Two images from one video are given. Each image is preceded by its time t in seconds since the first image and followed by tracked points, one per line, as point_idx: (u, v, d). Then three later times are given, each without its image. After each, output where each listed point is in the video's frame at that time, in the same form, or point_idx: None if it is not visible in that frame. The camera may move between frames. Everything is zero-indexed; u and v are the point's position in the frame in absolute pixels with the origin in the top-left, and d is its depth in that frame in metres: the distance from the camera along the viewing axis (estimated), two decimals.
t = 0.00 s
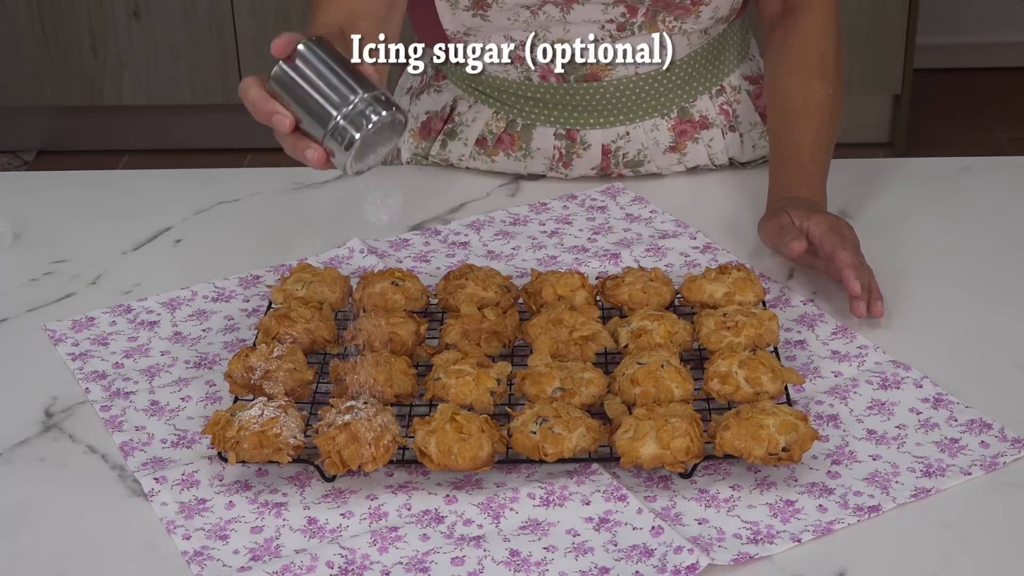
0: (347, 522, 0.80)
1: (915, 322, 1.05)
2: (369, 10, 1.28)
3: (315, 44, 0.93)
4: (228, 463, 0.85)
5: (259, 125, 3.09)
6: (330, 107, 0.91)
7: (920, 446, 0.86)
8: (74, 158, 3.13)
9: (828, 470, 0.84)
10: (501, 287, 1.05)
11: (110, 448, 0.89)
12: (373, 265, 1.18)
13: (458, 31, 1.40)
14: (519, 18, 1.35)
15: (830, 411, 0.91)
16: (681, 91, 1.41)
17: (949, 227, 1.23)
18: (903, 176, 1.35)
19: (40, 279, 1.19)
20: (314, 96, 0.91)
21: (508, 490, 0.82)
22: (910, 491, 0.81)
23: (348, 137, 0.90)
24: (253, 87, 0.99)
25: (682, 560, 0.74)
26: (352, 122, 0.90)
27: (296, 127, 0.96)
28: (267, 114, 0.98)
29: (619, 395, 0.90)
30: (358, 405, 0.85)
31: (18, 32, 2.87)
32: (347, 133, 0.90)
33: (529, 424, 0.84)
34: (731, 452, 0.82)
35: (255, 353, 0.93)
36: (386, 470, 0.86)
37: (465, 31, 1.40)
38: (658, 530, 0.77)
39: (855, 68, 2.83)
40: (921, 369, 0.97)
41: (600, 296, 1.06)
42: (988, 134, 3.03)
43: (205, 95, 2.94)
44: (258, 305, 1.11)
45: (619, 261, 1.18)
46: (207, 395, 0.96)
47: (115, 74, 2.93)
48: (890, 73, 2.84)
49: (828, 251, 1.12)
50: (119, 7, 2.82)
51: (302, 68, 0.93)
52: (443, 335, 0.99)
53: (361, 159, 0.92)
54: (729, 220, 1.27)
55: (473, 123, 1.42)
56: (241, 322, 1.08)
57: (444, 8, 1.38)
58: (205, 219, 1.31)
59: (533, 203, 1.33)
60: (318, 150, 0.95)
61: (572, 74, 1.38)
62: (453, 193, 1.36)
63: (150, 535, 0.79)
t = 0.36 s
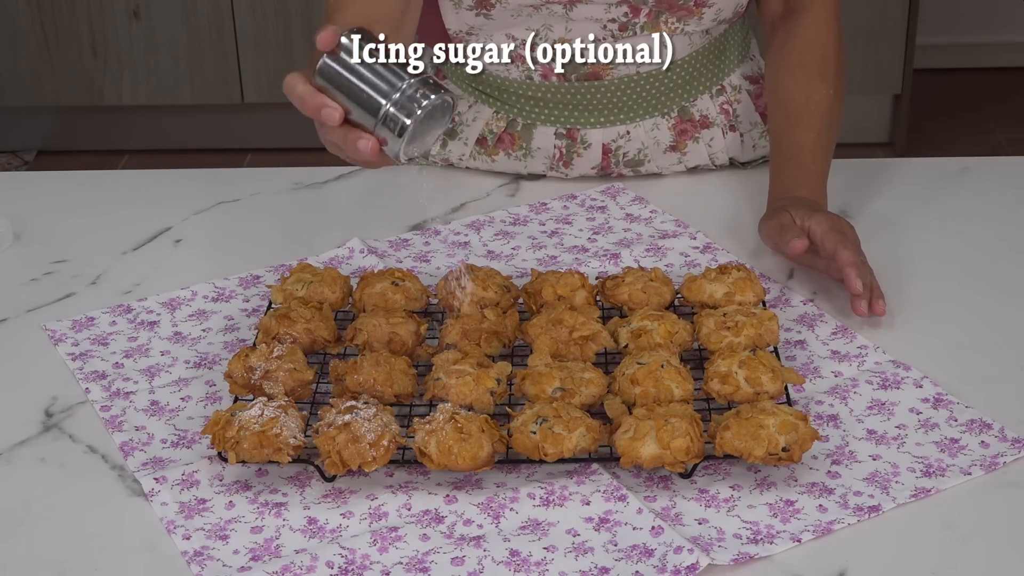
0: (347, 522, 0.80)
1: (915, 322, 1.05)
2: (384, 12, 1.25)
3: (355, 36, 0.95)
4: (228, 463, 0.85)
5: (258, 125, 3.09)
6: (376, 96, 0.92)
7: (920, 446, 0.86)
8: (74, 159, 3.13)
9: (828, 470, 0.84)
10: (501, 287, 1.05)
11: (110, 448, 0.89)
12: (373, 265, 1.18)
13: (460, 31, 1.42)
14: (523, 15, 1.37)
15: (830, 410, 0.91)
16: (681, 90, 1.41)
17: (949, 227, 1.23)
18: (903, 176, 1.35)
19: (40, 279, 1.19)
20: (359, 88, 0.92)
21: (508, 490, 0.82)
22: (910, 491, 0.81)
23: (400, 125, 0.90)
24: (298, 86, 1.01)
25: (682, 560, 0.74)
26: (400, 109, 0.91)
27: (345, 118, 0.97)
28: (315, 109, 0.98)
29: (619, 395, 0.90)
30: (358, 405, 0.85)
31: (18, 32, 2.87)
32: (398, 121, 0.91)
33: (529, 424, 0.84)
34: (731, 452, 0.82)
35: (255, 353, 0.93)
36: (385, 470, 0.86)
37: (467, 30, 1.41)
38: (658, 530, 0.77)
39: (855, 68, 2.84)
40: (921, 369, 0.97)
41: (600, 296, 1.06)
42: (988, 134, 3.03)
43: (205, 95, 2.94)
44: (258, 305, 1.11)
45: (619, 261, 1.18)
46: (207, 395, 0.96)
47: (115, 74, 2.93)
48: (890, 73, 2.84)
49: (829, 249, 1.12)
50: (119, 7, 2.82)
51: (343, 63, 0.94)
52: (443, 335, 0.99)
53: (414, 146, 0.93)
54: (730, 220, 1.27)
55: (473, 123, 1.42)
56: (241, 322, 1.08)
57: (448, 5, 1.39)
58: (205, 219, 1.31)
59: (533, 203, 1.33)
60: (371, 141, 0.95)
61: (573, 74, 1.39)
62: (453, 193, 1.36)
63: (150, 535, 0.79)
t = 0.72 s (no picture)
0: (347, 522, 0.80)
1: (915, 322, 1.05)
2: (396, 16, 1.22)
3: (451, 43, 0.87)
4: (228, 463, 0.85)
5: (258, 125, 3.09)
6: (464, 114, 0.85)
7: (920, 446, 0.86)
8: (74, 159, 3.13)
9: (828, 470, 0.84)
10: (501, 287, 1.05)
11: (110, 448, 0.89)
12: (373, 265, 1.18)
13: (461, 30, 1.42)
14: (525, 15, 1.36)
15: (830, 410, 0.91)
16: (682, 88, 1.42)
17: (949, 227, 1.23)
18: (903, 176, 1.35)
19: (39, 279, 1.19)
20: (445, 100, 0.85)
21: (508, 490, 0.82)
22: (910, 491, 0.81)
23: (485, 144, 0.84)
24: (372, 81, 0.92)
25: (682, 560, 0.74)
26: (487, 130, 0.84)
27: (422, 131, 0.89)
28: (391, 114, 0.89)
29: (619, 395, 0.90)
30: (358, 405, 0.85)
31: (18, 32, 2.87)
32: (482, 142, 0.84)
33: (529, 424, 0.84)
34: (731, 452, 0.82)
35: (255, 353, 0.93)
36: (385, 470, 0.86)
37: (469, 29, 1.41)
38: (658, 530, 0.77)
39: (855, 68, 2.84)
40: (921, 369, 0.97)
41: (600, 296, 1.06)
42: (988, 134, 3.03)
43: (205, 96, 2.94)
44: (258, 305, 1.11)
45: (619, 261, 1.18)
46: (207, 395, 0.96)
47: (115, 74, 2.93)
48: (890, 73, 2.84)
49: (829, 249, 1.12)
50: (119, 7, 2.81)
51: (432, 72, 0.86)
52: (443, 335, 0.98)
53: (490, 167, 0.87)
54: (730, 220, 1.27)
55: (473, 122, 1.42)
56: (241, 322, 1.08)
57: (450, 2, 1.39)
58: (205, 219, 1.31)
59: (533, 203, 1.33)
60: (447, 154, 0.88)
61: (574, 72, 1.38)
62: (453, 194, 1.36)
63: (150, 535, 0.79)
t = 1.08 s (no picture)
0: (347, 522, 0.80)
1: (915, 322, 1.05)
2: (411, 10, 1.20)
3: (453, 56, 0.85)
4: (228, 463, 0.85)
5: (258, 125, 3.09)
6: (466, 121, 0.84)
7: (920, 446, 0.86)
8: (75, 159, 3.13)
9: (828, 470, 0.84)
10: (501, 287, 1.05)
11: (110, 448, 0.89)
12: (373, 265, 1.18)
13: (465, 30, 1.42)
14: (528, 17, 1.38)
15: (830, 411, 0.91)
16: (682, 87, 1.42)
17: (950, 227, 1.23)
18: (903, 176, 1.35)
19: (39, 279, 1.19)
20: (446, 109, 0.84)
21: (508, 490, 0.82)
22: (910, 491, 0.81)
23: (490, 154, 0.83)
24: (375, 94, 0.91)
25: (682, 560, 0.74)
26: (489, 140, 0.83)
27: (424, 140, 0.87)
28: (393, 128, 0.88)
29: (619, 395, 0.90)
30: (358, 405, 0.85)
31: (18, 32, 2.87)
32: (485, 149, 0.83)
33: (529, 424, 0.84)
34: (731, 452, 0.82)
35: (255, 353, 0.93)
36: (385, 470, 0.86)
37: (472, 29, 1.42)
38: (658, 530, 0.77)
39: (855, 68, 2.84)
40: (921, 369, 0.97)
41: (600, 296, 1.06)
42: (988, 134, 3.03)
43: (205, 96, 2.94)
44: (258, 305, 1.11)
45: (619, 261, 1.18)
46: (207, 395, 0.96)
47: (115, 74, 2.93)
48: (890, 73, 2.84)
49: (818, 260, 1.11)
50: (119, 7, 2.81)
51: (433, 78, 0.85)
52: (443, 335, 0.98)
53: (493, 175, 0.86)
54: (730, 220, 1.27)
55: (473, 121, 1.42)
56: (241, 322, 1.08)
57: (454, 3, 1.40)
58: (205, 219, 1.31)
59: (533, 203, 1.33)
60: (450, 164, 0.86)
61: (575, 71, 1.39)
62: (452, 193, 1.36)
63: (150, 535, 0.79)
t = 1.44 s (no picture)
0: (347, 522, 0.80)
1: (915, 322, 1.05)
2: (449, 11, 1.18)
3: (534, 30, 0.79)
4: (228, 463, 0.85)
5: (258, 125, 3.09)
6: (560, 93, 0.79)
7: (920, 446, 0.86)
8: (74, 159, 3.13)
9: (828, 470, 0.84)
10: (502, 287, 1.05)
11: (110, 448, 0.89)
12: (373, 265, 1.18)
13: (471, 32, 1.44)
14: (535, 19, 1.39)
15: (830, 411, 0.91)
16: (684, 89, 1.44)
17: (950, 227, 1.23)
18: (903, 176, 1.35)
19: (39, 279, 1.19)
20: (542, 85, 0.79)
21: (508, 490, 0.82)
22: (910, 491, 0.81)
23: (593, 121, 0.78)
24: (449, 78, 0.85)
25: (682, 560, 0.74)
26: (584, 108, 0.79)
27: (517, 118, 0.82)
28: (483, 110, 0.82)
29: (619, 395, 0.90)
30: (358, 405, 0.85)
31: (18, 32, 2.87)
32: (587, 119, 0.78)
33: (529, 424, 0.84)
34: (731, 453, 0.82)
35: (255, 353, 0.93)
36: (385, 470, 0.86)
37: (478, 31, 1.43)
38: (658, 530, 0.77)
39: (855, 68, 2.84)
40: (921, 369, 0.97)
41: (600, 296, 1.06)
42: (988, 134, 3.03)
43: (205, 96, 2.94)
44: (258, 305, 1.11)
45: (619, 261, 1.18)
46: (207, 395, 0.96)
47: (115, 74, 2.93)
48: (890, 74, 2.84)
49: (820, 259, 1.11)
50: (119, 7, 2.81)
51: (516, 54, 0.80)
52: (443, 335, 0.98)
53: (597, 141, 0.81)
54: (730, 220, 1.27)
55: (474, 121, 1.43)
56: (241, 322, 1.08)
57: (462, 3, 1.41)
58: (205, 219, 1.31)
59: (533, 203, 1.33)
60: (551, 136, 0.81)
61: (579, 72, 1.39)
62: (452, 193, 1.36)
63: (151, 535, 0.79)
